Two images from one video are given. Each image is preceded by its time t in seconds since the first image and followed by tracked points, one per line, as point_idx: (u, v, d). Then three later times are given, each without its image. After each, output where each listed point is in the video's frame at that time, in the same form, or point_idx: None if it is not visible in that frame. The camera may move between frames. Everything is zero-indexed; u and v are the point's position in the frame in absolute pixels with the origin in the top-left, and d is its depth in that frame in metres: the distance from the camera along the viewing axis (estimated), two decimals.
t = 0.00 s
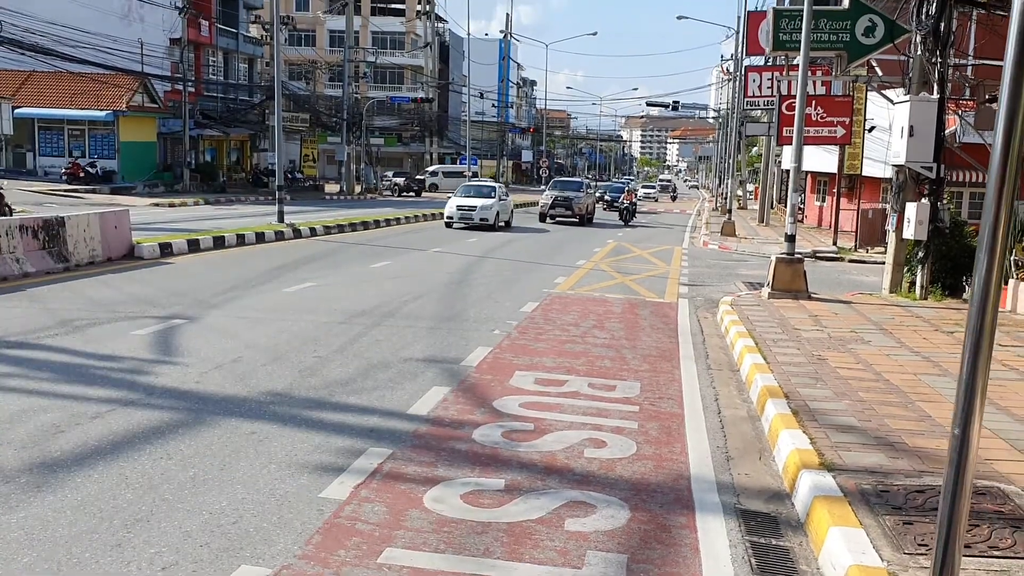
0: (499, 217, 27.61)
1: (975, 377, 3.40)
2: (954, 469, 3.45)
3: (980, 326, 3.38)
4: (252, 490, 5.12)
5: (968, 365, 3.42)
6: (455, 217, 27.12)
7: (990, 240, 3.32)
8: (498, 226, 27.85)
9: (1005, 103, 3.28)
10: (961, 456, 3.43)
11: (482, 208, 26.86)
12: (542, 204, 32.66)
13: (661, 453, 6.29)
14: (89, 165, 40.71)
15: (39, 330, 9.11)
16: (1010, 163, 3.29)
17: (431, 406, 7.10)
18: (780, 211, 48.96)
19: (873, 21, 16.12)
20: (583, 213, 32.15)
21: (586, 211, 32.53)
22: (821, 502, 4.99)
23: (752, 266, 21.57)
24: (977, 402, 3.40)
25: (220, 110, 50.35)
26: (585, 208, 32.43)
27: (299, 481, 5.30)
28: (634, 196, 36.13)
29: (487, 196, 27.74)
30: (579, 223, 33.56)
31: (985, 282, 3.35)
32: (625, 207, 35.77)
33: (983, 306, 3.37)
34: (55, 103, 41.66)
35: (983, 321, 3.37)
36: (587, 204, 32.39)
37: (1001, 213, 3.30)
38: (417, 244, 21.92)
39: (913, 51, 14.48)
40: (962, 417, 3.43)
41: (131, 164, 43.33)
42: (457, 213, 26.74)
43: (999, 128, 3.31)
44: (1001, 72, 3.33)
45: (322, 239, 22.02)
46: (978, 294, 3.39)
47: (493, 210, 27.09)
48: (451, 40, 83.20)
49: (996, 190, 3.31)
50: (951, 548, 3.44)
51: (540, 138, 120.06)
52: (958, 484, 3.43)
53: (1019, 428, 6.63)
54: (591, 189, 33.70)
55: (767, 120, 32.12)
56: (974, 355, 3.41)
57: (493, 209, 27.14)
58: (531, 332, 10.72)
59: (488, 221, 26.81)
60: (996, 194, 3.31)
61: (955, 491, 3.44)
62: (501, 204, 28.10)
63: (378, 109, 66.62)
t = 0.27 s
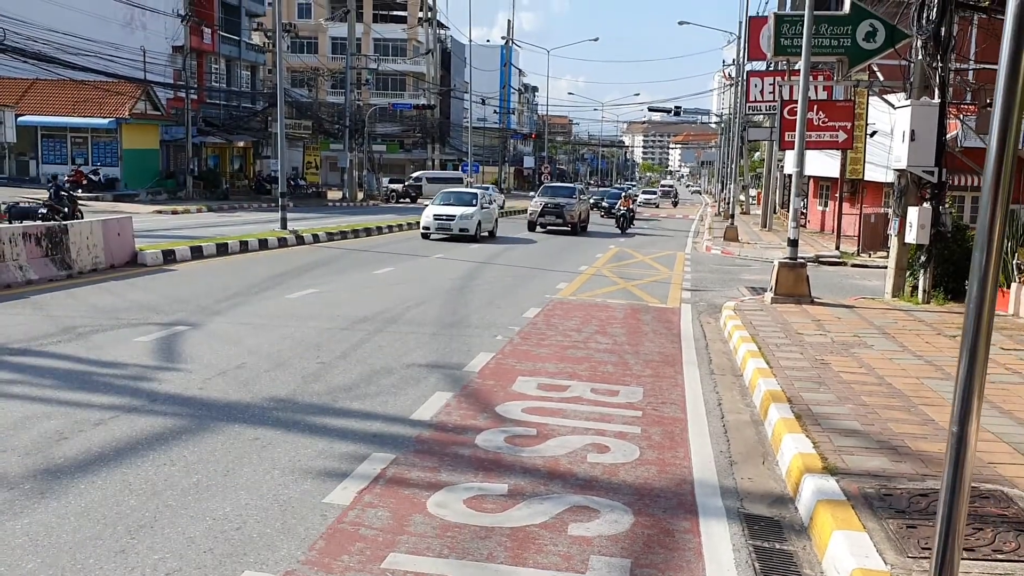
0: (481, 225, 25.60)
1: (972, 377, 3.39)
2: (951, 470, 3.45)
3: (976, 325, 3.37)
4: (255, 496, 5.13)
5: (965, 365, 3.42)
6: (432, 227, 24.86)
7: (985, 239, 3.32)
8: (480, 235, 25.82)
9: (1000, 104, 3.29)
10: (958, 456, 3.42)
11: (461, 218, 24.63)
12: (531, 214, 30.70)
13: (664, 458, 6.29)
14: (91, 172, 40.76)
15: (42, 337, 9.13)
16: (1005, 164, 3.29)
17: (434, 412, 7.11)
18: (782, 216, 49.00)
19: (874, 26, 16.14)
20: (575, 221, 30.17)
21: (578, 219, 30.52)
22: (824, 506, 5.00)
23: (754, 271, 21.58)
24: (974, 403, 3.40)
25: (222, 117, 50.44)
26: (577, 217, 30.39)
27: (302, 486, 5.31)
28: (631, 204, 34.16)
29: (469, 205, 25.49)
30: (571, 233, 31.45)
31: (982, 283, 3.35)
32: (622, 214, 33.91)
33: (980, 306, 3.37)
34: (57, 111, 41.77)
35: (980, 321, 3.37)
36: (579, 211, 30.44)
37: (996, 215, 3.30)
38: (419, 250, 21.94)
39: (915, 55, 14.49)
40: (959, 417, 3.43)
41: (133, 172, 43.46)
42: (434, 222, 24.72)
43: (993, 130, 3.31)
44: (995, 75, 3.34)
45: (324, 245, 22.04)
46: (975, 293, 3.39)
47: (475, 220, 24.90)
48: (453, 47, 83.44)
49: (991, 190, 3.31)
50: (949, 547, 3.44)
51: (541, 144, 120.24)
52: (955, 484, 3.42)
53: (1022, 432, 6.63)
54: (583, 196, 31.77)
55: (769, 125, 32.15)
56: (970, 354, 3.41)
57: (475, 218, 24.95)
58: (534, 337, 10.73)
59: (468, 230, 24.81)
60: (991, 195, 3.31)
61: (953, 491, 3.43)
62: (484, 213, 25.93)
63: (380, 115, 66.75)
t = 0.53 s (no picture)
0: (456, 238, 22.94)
1: (972, 380, 3.39)
2: (951, 473, 3.44)
3: (974, 328, 3.37)
4: (255, 505, 5.12)
5: (964, 367, 3.42)
6: (400, 238, 22.02)
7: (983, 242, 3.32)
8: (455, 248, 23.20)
9: (997, 108, 3.29)
10: (958, 458, 3.41)
11: (433, 229, 21.85)
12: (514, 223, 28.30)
13: (664, 465, 6.29)
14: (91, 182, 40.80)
15: (41, 347, 9.11)
16: (1002, 167, 3.29)
17: (434, 419, 7.10)
18: (781, 222, 49.06)
19: (871, 31, 16.19)
20: (561, 231, 27.78)
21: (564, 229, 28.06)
22: (825, 512, 4.98)
23: (753, 277, 21.59)
24: (974, 406, 3.39)
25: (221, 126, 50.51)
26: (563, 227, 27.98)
27: (302, 495, 5.29)
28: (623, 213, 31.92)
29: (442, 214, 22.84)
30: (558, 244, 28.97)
31: (980, 285, 3.34)
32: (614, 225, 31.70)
33: (979, 308, 3.36)
34: (56, 121, 41.80)
35: (979, 323, 3.36)
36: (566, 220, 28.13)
37: (995, 218, 3.30)
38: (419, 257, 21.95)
39: (912, 61, 14.52)
40: (959, 420, 3.42)
41: (133, 183, 43.50)
42: (403, 233, 21.97)
43: (991, 134, 3.31)
44: (992, 79, 3.34)
45: (323, 254, 22.05)
46: (973, 295, 3.38)
47: (449, 231, 22.20)
48: (451, 55, 83.63)
49: (990, 193, 3.31)
50: (950, 551, 3.42)
51: (540, 151, 120.44)
52: (956, 487, 3.41)
53: (1023, 437, 6.62)
54: (572, 204, 29.40)
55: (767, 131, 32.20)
56: (969, 357, 3.41)
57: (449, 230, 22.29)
58: (533, 345, 10.73)
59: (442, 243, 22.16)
60: (988, 199, 3.31)
61: (953, 494, 3.42)
62: (459, 223, 23.26)
63: (379, 124, 66.88)
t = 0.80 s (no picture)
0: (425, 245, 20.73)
1: (970, 374, 3.37)
2: (952, 469, 3.42)
3: (973, 322, 3.35)
4: (255, 508, 5.11)
5: (963, 362, 3.40)
6: (359, 247, 19.73)
7: (981, 235, 3.31)
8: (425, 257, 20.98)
9: (994, 103, 3.27)
10: (958, 454, 3.40)
11: (396, 236, 19.63)
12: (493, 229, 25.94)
13: (664, 465, 6.28)
14: (89, 188, 40.79)
15: (40, 353, 9.10)
16: (1000, 162, 3.28)
17: (433, 421, 7.09)
18: (779, 222, 49.08)
19: (868, 30, 16.19)
20: (545, 237, 25.50)
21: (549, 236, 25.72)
22: (826, 510, 4.98)
23: (752, 277, 21.58)
24: (974, 401, 3.38)
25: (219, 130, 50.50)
26: (548, 233, 25.64)
27: (302, 498, 5.29)
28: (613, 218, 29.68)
29: (408, 219, 20.55)
30: (541, 251, 26.60)
31: (980, 278, 3.32)
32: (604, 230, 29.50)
33: (978, 302, 3.35)
34: (54, 127, 41.80)
35: (978, 317, 3.35)
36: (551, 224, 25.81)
37: (992, 212, 3.29)
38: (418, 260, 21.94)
39: (909, 59, 14.52)
40: (959, 415, 3.40)
41: (132, 188, 43.48)
42: (362, 241, 19.68)
43: (988, 128, 3.30)
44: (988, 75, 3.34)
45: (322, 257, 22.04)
46: (971, 290, 3.37)
47: (415, 240, 19.94)
48: (448, 58, 83.65)
49: (988, 188, 3.30)
50: (951, 546, 3.41)
51: (538, 153, 120.46)
52: (956, 483, 3.40)
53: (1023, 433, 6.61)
54: (558, 208, 27.15)
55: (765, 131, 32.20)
56: (968, 352, 3.39)
57: (415, 238, 19.99)
58: (533, 346, 10.72)
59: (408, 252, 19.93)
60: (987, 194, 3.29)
61: (953, 489, 3.40)
62: (429, 230, 20.95)
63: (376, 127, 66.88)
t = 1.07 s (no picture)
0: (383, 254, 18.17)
1: (964, 368, 3.36)
2: (947, 463, 3.41)
3: (966, 317, 3.34)
4: (254, 512, 5.10)
5: (956, 357, 3.39)
6: (304, 258, 17.09)
7: (973, 229, 3.30)
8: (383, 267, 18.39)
9: (984, 99, 3.27)
10: (953, 449, 3.39)
11: (347, 246, 17.02)
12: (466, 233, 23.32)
13: (663, 463, 6.28)
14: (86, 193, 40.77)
15: (38, 358, 9.08)
16: (991, 157, 3.27)
17: (432, 423, 7.09)
18: (776, 220, 49.14)
19: (863, 26, 16.19)
20: (524, 242, 22.93)
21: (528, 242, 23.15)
22: (826, 508, 4.97)
23: (750, 274, 21.60)
24: (968, 396, 3.37)
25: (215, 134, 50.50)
26: (526, 238, 23.01)
27: (302, 501, 5.28)
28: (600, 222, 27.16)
29: (363, 225, 17.95)
30: (520, 258, 24.00)
31: (971, 273, 3.31)
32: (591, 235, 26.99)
33: (970, 297, 3.33)
34: (50, 133, 41.77)
35: (971, 312, 3.34)
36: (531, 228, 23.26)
37: (983, 207, 3.29)
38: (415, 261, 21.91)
39: (904, 55, 14.51)
40: (953, 410, 3.40)
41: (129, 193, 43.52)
42: (308, 252, 17.05)
43: (979, 123, 3.29)
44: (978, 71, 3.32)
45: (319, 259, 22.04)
46: (963, 284, 3.36)
47: (369, 249, 17.32)
48: (444, 59, 83.62)
49: (979, 182, 3.29)
50: (947, 541, 3.39)
51: (534, 153, 120.59)
52: (950, 477, 3.39)
53: (1021, 427, 6.62)
54: (540, 209, 24.64)
55: (761, 130, 32.29)
56: (962, 346, 3.38)
57: (370, 248, 17.39)
58: (531, 346, 10.72)
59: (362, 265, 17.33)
60: (978, 189, 3.29)
61: (948, 484, 3.40)
62: (388, 238, 18.35)
63: (373, 129, 66.91)
